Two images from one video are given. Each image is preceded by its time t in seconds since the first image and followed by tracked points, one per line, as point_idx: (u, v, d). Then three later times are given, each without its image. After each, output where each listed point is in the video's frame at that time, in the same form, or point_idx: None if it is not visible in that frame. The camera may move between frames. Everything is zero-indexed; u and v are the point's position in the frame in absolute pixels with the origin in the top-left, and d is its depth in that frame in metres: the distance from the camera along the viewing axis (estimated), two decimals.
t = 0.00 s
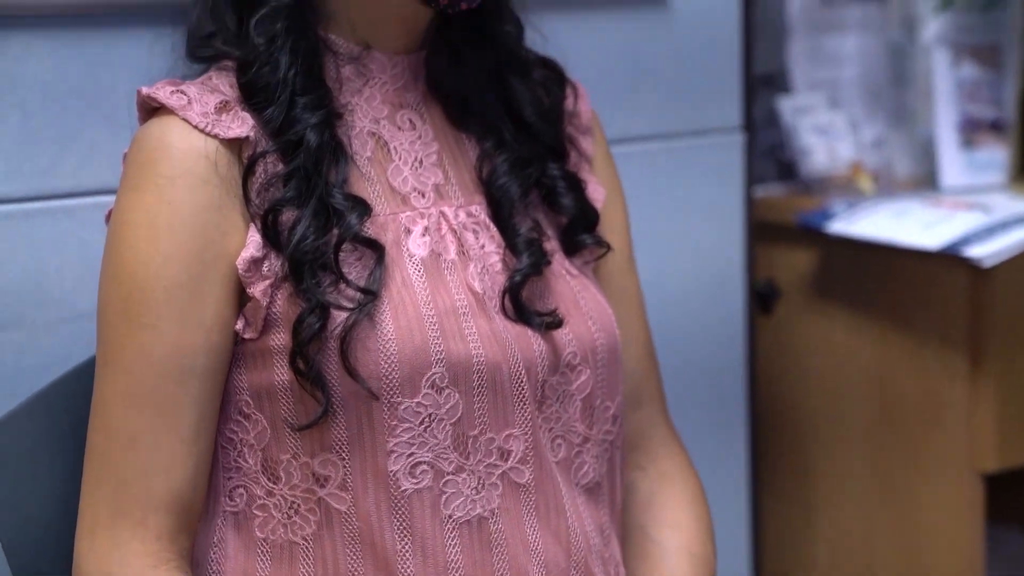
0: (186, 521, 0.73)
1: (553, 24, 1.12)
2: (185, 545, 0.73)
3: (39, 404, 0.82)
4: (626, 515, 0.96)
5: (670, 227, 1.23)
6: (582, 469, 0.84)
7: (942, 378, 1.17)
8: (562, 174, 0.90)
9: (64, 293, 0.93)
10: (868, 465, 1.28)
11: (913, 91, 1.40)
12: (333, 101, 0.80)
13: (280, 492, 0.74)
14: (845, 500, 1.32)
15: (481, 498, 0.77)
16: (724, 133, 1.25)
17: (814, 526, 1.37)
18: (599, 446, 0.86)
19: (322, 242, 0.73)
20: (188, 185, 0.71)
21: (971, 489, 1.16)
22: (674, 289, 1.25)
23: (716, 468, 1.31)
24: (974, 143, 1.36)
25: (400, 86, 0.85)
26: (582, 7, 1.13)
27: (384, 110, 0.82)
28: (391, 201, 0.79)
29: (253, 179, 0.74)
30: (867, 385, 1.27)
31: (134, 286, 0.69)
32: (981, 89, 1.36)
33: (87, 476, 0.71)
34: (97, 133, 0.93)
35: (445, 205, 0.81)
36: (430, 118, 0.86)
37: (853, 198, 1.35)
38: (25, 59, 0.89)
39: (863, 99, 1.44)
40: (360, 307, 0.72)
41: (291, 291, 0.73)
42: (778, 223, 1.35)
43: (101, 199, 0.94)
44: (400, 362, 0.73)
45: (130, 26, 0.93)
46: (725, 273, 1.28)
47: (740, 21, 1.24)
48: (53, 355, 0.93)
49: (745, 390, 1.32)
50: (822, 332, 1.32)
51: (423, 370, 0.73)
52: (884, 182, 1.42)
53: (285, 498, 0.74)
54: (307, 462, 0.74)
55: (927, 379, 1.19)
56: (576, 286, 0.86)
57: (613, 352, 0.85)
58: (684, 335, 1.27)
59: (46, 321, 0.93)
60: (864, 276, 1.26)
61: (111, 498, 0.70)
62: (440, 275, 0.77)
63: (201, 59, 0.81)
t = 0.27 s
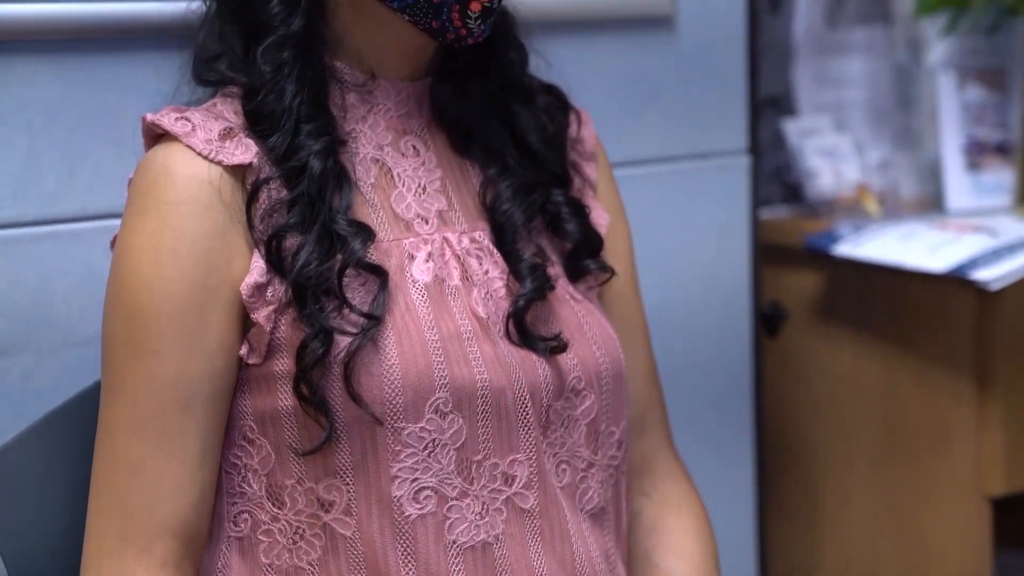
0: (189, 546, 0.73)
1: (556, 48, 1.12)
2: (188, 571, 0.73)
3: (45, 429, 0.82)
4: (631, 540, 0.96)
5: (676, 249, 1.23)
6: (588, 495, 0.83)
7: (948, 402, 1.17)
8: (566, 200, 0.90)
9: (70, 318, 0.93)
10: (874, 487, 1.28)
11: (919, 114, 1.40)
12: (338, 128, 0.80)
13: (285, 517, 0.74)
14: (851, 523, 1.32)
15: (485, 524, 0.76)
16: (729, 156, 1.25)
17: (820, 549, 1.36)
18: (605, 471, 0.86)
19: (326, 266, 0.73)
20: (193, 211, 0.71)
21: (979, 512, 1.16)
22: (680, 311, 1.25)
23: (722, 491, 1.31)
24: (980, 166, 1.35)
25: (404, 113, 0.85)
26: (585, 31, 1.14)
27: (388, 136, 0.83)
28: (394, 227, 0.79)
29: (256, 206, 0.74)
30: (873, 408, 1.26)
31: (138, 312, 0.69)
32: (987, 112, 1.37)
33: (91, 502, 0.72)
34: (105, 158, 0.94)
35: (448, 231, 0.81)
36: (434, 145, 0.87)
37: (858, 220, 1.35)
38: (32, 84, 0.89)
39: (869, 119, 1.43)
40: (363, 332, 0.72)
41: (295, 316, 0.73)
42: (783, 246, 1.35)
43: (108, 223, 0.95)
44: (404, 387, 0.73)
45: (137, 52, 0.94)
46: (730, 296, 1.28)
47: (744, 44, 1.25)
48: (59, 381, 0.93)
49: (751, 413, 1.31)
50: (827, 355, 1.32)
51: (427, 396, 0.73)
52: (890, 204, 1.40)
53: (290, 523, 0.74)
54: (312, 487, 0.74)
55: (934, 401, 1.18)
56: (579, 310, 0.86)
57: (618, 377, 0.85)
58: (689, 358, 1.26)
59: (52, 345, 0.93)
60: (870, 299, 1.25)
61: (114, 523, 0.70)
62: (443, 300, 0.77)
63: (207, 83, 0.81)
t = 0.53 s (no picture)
0: None
1: (564, 79, 1.12)
2: None
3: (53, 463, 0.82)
4: None
5: (683, 279, 1.23)
6: (596, 531, 0.83)
7: (956, 433, 1.16)
8: (576, 234, 0.90)
9: (77, 350, 0.93)
10: (882, 519, 1.27)
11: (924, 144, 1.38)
12: (348, 163, 0.80)
13: (293, 554, 0.74)
14: (858, 555, 1.31)
15: (494, 562, 0.76)
16: (736, 186, 1.25)
17: None
18: (613, 508, 0.85)
19: (335, 303, 0.73)
20: (201, 247, 0.70)
21: (988, 544, 1.15)
22: (687, 341, 1.24)
23: (729, 522, 1.30)
24: (986, 194, 1.32)
25: (415, 146, 0.85)
26: (593, 61, 1.13)
27: (398, 170, 0.83)
28: (405, 262, 0.78)
29: (266, 242, 0.74)
30: (881, 439, 1.26)
31: (147, 349, 0.69)
32: (995, 141, 1.33)
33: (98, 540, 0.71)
34: (113, 189, 0.93)
35: (458, 266, 0.81)
36: (444, 177, 0.87)
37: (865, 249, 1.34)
38: (40, 116, 0.89)
39: (874, 145, 1.41)
40: (372, 370, 0.72)
41: (304, 353, 0.73)
42: (790, 275, 1.35)
43: (116, 255, 0.94)
44: (413, 425, 0.72)
45: (147, 84, 0.94)
46: (737, 328, 1.28)
47: (750, 76, 1.25)
48: (65, 413, 0.92)
49: (758, 444, 1.31)
50: (834, 385, 1.32)
51: (436, 433, 0.73)
52: (896, 233, 1.39)
53: (298, 560, 0.74)
54: (320, 524, 0.73)
55: (942, 433, 1.18)
56: (589, 345, 0.86)
57: (627, 412, 0.85)
58: (696, 389, 1.26)
59: (59, 377, 0.92)
60: (877, 330, 1.25)
61: (121, 561, 0.70)
62: (453, 336, 0.77)
63: (219, 116, 0.81)
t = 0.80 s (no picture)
0: None
1: (567, 112, 1.12)
2: None
3: (53, 500, 0.82)
4: None
5: (687, 312, 1.22)
6: (600, 566, 0.82)
7: (963, 465, 1.16)
8: (578, 268, 0.89)
9: (79, 385, 0.92)
10: (889, 552, 1.26)
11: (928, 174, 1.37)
12: (349, 199, 0.80)
13: None
14: None
15: None
16: (740, 218, 1.25)
17: None
18: (617, 543, 0.84)
19: (336, 339, 0.73)
20: (202, 283, 0.70)
21: None
22: (691, 373, 1.24)
23: (735, 555, 1.30)
24: (991, 226, 1.31)
25: (416, 181, 0.85)
26: (595, 93, 1.14)
27: (399, 207, 0.83)
28: (405, 297, 0.78)
29: (267, 279, 0.74)
30: (887, 471, 1.25)
31: (148, 387, 0.69)
32: (1000, 172, 1.33)
33: None
34: (116, 224, 0.93)
35: (460, 301, 0.81)
36: (445, 212, 0.87)
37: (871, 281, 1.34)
38: (44, 152, 0.89)
39: (879, 180, 1.42)
40: (373, 407, 0.72)
41: (304, 390, 0.73)
42: (794, 306, 1.34)
43: (119, 290, 0.94)
44: (414, 462, 0.72)
45: (149, 119, 0.94)
46: (741, 359, 1.27)
47: (755, 108, 1.25)
48: (68, 449, 0.92)
49: (763, 476, 1.30)
50: (840, 417, 1.31)
51: (437, 470, 0.73)
52: (901, 263, 1.38)
53: None
54: (321, 562, 0.73)
55: (949, 465, 1.17)
56: (591, 381, 0.85)
57: (630, 447, 0.85)
58: (700, 421, 1.25)
59: (62, 413, 0.92)
60: (882, 361, 1.25)
61: None
62: (454, 373, 0.77)
63: (219, 150, 0.81)
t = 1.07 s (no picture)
0: None
1: (569, 143, 1.12)
2: None
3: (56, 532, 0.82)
4: None
5: (691, 342, 1.22)
6: None
7: (968, 495, 1.15)
8: (580, 300, 0.90)
9: (83, 416, 0.92)
10: None
11: (932, 204, 1.35)
12: (353, 231, 0.80)
13: None
14: None
15: None
16: (744, 247, 1.25)
17: None
18: None
19: (340, 372, 0.73)
20: (209, 316, 0.70)
21: None
22: (695, 403, 1.24)
23: None
24: (995, 256, 1.30)
25: (420, 213, 0.85)
26: (598, 123, 1.14)
27: (403, 239, 0.83)
28: (409, 330, 0.78)
29: (272, 311, 0.74)
30: (892, 501, 1.25)
31: (155, 419, 0.69)
32: (1004, 202, 1.31)
33: None
34: (120, 254, 0.94)
35: (463, 333, 0.81)
36: (448, 244, 0.87)
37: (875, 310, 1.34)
38: (49, 183, 0.90)
39: (883, 208, 1.41)
40: (378, 440, 0.72)
41: (310, 423, 0.73)
42: (798, 335, 1.34)
43: (121, 320, 0.94)
44: (418, 495, 0.72)
45: (153, 151, 0.94)
46: (744, 389, 1.27)
47: (758, 138, 1.25)
48: (72, 479, 0.92)
49: (767, 506, 1.30)
50: (843, 446, 1.31)
51: (442, 503, 0.73)
52: (905, 293, 1.37)
53: None
54: None
55: (954, 495, 1.17)
56: (594, 413, 0.85)
57: (633, 480, 0.84)
58: (704, 451, 1.25)
59: (66, 444, 0.92)
60: (886, 390, 1.24)
61: None
62: (458, 406, 0.77)
63: (224, 181, 0.80)
